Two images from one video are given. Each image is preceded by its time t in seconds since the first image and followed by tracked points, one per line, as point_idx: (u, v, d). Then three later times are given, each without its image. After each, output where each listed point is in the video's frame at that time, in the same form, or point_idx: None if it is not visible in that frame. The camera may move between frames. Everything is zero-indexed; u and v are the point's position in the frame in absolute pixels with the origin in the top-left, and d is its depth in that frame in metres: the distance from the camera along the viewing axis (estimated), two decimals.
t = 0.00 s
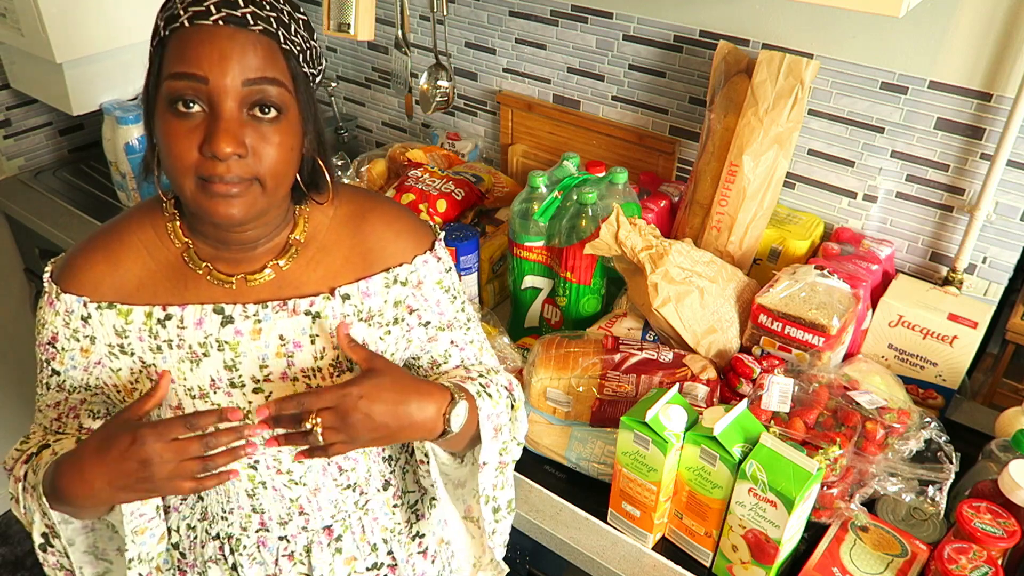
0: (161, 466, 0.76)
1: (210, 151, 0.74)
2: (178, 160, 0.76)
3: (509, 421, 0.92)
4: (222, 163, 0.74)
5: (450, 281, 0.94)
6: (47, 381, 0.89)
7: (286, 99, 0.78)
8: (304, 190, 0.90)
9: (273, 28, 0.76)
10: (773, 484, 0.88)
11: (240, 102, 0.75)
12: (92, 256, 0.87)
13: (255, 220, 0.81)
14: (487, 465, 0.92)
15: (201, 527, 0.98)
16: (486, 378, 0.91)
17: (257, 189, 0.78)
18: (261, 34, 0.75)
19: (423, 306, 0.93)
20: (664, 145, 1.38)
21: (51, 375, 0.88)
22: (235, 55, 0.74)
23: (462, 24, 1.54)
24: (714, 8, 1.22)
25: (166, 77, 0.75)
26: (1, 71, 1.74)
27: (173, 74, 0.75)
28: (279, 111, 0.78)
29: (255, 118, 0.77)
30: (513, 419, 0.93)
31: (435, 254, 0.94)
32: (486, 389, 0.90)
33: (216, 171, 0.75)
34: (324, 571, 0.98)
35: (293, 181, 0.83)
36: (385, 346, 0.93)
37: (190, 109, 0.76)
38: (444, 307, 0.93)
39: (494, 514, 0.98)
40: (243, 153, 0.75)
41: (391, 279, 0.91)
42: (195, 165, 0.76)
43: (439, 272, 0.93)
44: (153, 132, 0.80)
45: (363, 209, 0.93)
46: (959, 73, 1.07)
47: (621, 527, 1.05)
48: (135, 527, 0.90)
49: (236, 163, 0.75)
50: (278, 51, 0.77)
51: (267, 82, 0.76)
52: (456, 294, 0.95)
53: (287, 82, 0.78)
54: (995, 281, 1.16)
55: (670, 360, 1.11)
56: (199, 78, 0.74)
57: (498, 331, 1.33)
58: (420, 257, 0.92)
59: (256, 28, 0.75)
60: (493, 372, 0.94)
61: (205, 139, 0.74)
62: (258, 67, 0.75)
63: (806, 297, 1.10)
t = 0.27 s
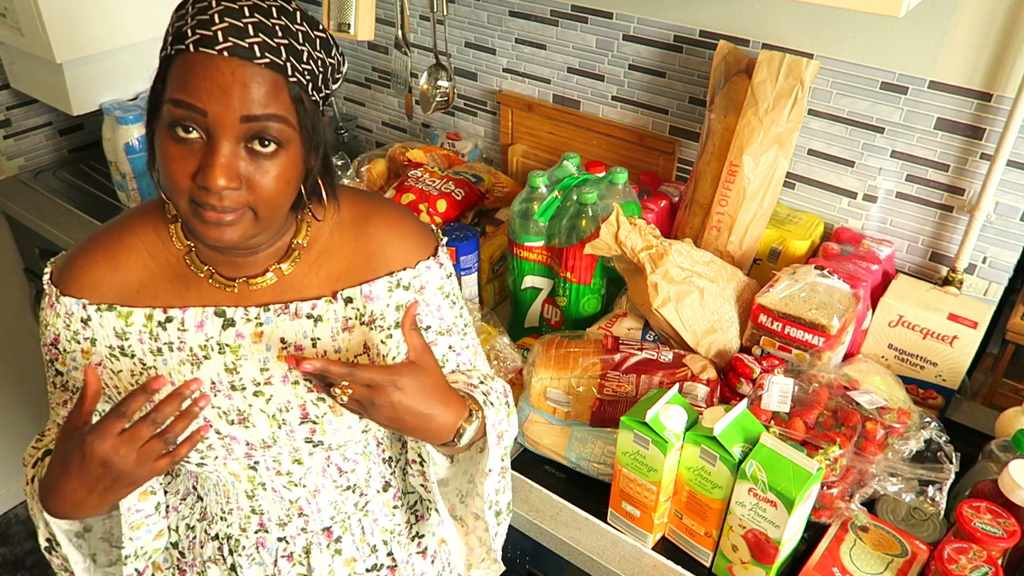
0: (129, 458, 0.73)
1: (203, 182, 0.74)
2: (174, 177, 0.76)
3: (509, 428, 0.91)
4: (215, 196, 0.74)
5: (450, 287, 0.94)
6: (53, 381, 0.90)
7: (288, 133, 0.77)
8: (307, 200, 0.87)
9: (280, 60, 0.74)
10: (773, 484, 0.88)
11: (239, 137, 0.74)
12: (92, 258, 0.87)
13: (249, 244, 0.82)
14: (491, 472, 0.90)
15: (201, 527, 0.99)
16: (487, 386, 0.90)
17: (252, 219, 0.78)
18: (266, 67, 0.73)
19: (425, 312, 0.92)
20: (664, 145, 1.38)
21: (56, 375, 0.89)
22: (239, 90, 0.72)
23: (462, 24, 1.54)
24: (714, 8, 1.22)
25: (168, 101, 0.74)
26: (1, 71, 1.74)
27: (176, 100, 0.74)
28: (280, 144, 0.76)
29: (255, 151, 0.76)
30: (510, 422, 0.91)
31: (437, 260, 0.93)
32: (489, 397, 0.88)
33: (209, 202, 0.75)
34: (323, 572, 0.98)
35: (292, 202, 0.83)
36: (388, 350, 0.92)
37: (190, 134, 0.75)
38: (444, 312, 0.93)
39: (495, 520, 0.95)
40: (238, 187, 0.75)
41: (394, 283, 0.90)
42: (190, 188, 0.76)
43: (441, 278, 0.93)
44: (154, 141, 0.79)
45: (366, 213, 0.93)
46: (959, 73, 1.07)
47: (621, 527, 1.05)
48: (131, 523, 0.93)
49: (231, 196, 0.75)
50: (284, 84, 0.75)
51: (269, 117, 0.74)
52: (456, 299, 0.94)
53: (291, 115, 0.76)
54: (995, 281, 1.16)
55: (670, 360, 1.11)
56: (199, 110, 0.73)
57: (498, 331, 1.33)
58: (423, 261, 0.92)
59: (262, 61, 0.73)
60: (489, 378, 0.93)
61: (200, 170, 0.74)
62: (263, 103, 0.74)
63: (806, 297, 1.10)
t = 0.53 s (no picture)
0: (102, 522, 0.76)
1: (202, 176, 0.74)
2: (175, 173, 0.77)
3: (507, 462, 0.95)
4: (213, 189, 0.74)
5: (451, 293, 0.95)
6: (56, 382, 0.89)
7: (290, 130, 0.77)
8: (310, 204, 0.87)
9: (283, 55, 0.74)
10: (773, 484, 0.88)
11: (240, 130, 0.74)
12: (94, 259, 0.87)
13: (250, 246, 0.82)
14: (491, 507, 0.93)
15: (201, 527, 0.99)
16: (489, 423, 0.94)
17: (251, 217, 0.78)
18: (269, 61, 0.74)
19: (426, 316, 0.93)
20: (664, 145, 1.38)
21: (59, 377, 0.89)
22: (240, 82, 0.73)
23: (462, 24, 1.54)
24: (714, 8, 1.22)
25: (172, 95, 0.75)
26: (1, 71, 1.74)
27: (179, 94, 0.74)
28: (280, 140, 0.76)
29: (255, 146, 0.75)
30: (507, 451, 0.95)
31: (440, 266, 0.94)
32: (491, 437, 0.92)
33: (208, 197, 0.75)
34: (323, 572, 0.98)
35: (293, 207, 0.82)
36: (389, 353, 0.93)
37: (191, 128, 0.75)
38: (445, 317, 0.94)
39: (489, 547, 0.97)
40: (238, 181, 0.75)
41: (398, 287, 0.91)
42: (190, 184, 0.76)
43: (444, 284, 0.94)
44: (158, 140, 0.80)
45: (369, 216, 0.93)
46: (959, 73, 1.07)
47: (621, 527, 1.05)
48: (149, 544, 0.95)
49: (231, 190, 0.75)
50: (287, 79, 0.75)
51: (270, 112, 0.74)
52: (456, 305, 0.95)
53: (293, 110, 0.76)
54: (995, 281, 1.16)
55: (670, 360, 1.11)
56: (200, 103, 0.73)
57: (498, 331, 1.33)
58: (426, 266, 0.93)
59: (265, 54, 0.73)
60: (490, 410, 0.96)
61: (200, 163, 0.74)
62: (265, 96, 0.74)
63: (806, 297, 1.10)
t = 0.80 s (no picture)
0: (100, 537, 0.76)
1: (205, 144, 0.73)
2: (176, 154, 0.76)
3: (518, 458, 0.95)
4: (217, 156, 0.74)
5: (453, 293, 0.94)
6: (55, 386, 0.88)
7: (289, 102, 0.77)
8: (311, 204, 0.89)
9: (281, 28, 0.76)
10: (773, 484, 0.88)
11: (240, 97, 0.75)
12: (93, 265, 0.86)
13: (255, 222, 0.80)
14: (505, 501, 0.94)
15: (202, 530, 0.98)
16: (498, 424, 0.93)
17: (252, 191, 0.77)
18: (268, 33, 0.75)
19: (427, 318, 0.93)
20: (664, 145, 1.37)
21: (58, 381, 0.88)
22: (239, 49, 0.74)
23: (462, 24, 1.54)
24: (714, 8, 1.22)
25: (172, 71, 0.76)
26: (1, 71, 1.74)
27: (179, 70, 0.75)
28: (280, 112, 0.77)
29: (256, 115, 0.76)
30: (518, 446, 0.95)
31: (441, 267, 0.94)
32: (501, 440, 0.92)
33: (210, 166, 0.74)
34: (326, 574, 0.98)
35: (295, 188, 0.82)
36: (390, 356, 0.93)
37: (191, 104, 0.76)
38: (447, 318, 0.94)
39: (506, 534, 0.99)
40: (239, 148, 0.74)
41: (398, 290, 0.91)
42: (191, 159, 0.75)
43: (445, 285, 0.94)
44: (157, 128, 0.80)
45: (370, 218, 0.93)
46: (959, 72, 1.07)
47: (621, 527, 1.05)
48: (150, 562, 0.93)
49: (232, 157, 0.74)
50: (285, 50, 0.77)
51: (270, 81, 0.76)
52: (458, 305, 0.95)
53: (292, 82, 0.78)
54: (995, 281, 1.16)
55: (670, 360, 1.11)
56: (200, 71, 0.74)
57: (497, 331, 1.33)
58: (427, 268, 0.93)
59: (264, 26, 0.75)
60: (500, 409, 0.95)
61: (202, 131, 0.74)
62: (264, 65, 0.75)
63: (806, 297, 1.10)
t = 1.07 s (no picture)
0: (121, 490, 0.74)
1: (201, 142, 0.73)
2: (174, 156, 0.76)
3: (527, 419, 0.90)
4: (213, 153, 0.74)
5: (455, 289, 0.94)
6: (49, 386, 0.88)
7: (282, 94, 0.78)
8: (311, 199, 0.90)
9: (268, 21, 0.76)
10: (773, 484, 0.88)
11: (233, 92, 0.75)
12: (92, 266, 0.87)
13: (252, 219, 0.79)
14: (513, 466, 0.89)
15: (203, 532, 0.98)
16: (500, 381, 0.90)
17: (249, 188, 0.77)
18: (255, 26, 0.75)
19: (429, 315, 0.93)
20: (664, 145, 1.38)
21: (53, 382, 0.88)
22: (227, 44, 0.74)
23: (462, 24, 1.54)
24: (715, 8, 1.22)
25: (163, 71, 0.76)
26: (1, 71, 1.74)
27: (169, 70, 0.75)
28: (273, 105, 0.77)
29: (249, 110, 0.76)
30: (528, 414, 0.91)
31: (441, 263, 0.94)
32: (503, 392, 0.88)
33: (207, 163, 0.74)
34: None
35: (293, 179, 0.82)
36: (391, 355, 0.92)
37: (184, 103, 0.76)
38: (449, 314, 0.93)
39: (519, 517, 0.94)
40: (235, 144, 0.74)
41: (398, 287, 0.90)
42: (188, 158, 0.75)
43: (445, 281, 0.94)
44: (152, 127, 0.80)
45: (369, 217, 0.93)
46: (959, 73, 1.07)
47: (621, 527, 1.04)
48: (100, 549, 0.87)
49: (228, 154, 0.74)
50: (274, 43, 0.77)
51: (261, 75, 0.76)
52: (461, 301, 0.95)
53: (284, 76, 0.78)
54: (995, 281, 1.16)
55: (670, 360, 1.11)
56: (190, 69, 0.74)
57: (497, 331, 1.33)
58: (426, 265, 0.92)
59: (251, 21, 0.75)
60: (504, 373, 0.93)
61: (196, 129, 0.74)
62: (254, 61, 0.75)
63: (806, 297, 1.10)
